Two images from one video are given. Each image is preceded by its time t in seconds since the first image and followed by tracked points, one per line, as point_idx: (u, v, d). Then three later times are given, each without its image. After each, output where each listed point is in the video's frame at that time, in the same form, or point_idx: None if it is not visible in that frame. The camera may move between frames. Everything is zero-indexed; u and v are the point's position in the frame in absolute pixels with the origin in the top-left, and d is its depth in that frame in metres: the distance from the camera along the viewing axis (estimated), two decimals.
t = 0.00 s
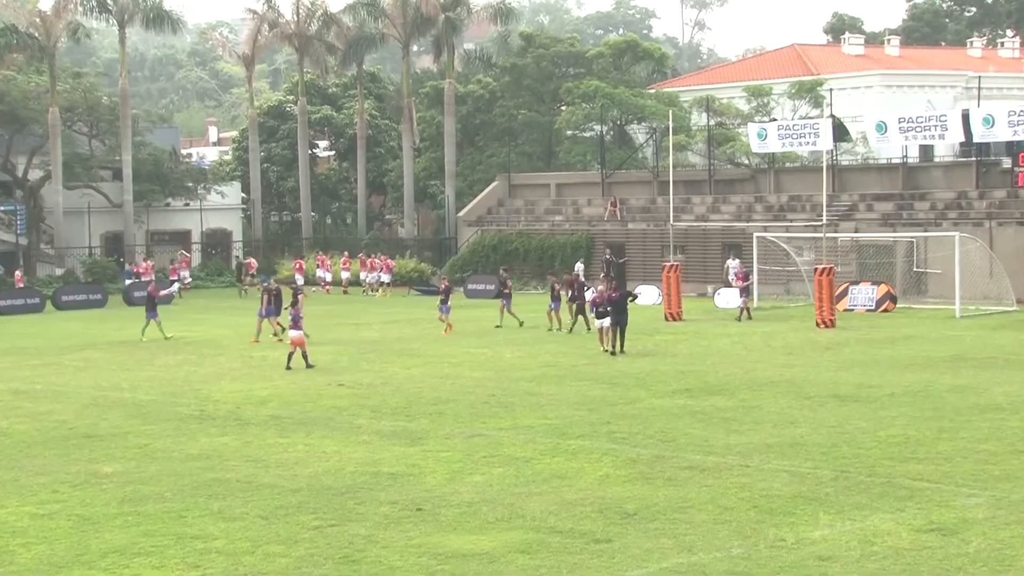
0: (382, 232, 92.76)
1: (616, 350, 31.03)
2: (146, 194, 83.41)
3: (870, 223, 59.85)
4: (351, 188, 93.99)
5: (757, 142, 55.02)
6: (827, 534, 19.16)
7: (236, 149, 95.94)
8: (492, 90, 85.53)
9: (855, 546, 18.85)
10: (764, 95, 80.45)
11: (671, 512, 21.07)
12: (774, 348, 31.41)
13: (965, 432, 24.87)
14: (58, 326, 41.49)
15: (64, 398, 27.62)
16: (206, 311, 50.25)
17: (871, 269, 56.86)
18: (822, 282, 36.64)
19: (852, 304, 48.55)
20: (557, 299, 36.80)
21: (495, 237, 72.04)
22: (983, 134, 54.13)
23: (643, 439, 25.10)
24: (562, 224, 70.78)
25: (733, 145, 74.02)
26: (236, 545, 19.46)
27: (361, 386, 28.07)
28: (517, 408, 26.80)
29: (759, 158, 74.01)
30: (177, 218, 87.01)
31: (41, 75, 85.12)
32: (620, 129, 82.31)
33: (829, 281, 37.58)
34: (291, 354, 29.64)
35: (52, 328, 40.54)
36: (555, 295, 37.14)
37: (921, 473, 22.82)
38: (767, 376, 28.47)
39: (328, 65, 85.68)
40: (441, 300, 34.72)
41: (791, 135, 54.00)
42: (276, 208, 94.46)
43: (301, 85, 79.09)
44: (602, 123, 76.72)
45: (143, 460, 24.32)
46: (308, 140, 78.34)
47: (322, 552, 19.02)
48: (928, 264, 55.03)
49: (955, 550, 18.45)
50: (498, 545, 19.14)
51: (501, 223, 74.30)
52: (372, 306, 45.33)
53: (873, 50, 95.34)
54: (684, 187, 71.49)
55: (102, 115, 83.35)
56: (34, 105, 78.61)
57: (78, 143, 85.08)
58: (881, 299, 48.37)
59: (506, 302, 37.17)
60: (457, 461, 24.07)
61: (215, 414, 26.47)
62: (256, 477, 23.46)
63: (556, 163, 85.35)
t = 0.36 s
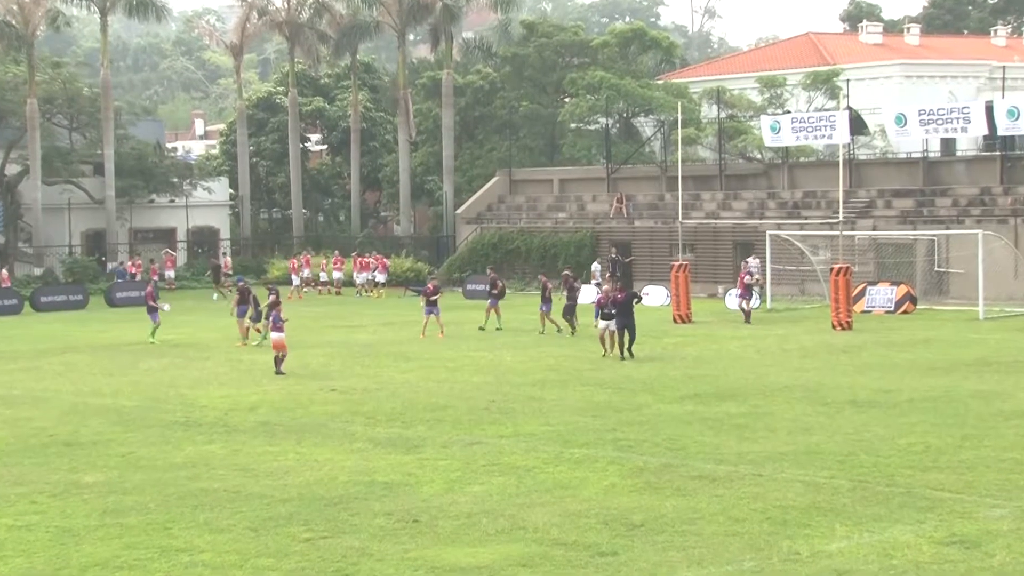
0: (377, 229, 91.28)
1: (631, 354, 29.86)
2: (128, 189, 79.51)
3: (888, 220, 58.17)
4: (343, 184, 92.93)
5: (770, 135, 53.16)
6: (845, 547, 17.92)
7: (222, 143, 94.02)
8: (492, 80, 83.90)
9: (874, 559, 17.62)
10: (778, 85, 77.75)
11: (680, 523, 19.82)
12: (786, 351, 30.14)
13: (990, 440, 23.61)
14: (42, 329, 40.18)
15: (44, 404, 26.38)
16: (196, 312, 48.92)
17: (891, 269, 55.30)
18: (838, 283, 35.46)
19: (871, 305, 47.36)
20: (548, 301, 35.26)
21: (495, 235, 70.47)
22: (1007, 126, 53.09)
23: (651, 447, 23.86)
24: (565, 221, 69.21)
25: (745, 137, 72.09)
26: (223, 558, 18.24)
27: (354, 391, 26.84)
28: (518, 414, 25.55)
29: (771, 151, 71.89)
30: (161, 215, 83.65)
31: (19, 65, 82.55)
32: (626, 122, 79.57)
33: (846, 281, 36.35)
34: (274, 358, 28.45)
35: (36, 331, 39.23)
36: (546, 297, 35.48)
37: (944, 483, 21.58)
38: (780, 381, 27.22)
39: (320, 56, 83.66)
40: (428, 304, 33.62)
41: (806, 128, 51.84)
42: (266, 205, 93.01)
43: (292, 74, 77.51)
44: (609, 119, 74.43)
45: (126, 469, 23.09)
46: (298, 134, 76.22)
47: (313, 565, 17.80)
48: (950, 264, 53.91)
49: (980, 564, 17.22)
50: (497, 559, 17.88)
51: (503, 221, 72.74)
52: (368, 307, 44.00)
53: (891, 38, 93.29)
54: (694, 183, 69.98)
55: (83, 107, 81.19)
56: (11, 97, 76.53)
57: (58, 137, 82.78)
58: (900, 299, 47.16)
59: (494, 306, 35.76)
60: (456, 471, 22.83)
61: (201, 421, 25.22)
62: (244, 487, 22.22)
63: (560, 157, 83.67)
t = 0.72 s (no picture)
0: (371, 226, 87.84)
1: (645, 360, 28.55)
2: (110, 184, 73.91)
3: (909, 218, 55.13)
4: (336, 180, 87.53)
5: (784, 129, 50.16)
6: (865, 560, 16.69)
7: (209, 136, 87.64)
8: (492, 71, 78.81)
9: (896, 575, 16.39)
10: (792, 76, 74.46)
11: (690, 536, 18.60)
12: (800, 355, 28.86)
13: (1015, 449, 22.37)
14: (25, 332, 38.78)
15: (20, 411, 25.15)
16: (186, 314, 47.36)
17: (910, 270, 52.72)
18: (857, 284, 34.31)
19: (889, 307, 45.63)
20: (537, 302, 33.79)
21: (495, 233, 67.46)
22: None
23: (661, 456, 22.61)
24: (568, 218, 66.17)
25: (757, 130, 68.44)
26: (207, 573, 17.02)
27: (347, 396, 25.60)
28: (519, 421, 24.31)
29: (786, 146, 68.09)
30: (144, 211, 77.90)
31: None
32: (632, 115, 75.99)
33: (864, 281, 35.03)
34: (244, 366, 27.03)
35: (17, 334, 37.80)
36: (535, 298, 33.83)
37: (967, 494, 20.35)
38: (795, 386, 25.97)
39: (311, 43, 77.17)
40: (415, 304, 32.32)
41: (822, 119, 48.88)
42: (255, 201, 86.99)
43: (281, 65, 72.66)
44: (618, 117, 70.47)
45: (108, 479, 21.88)
46: (289, 127, 71.72)
47: None
48: (973, 262, 51.69)
49: None
50: None
51: (503, 217, 69.42)
52: (364, 309, 42.53)
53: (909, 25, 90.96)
54: (703, 177, 66.96)
55: (62, 98, 76.57)
56: None
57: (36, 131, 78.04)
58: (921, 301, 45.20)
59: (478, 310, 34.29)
60: (454, 481, 21.61)
61: (187, 428, 24.01)
62: (231, 497, 21.01)
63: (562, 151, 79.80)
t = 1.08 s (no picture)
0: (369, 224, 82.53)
1: (658, 364, 26.93)
2: (94, 179, 67.45)
3: (936, 213, 52.20)
4: (333, 174, 80.60)
5: (803, 120, 47.08)
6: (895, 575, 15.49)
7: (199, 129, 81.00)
8: (496, 60, 74.42)
9: None
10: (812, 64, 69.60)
11: (704, 549, 17.40)
12: (818, 358, 27.62)
13: None
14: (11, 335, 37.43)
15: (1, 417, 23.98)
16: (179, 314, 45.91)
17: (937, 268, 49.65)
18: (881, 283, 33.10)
19: (914, 307, 43.15)
20: (529, 302, 32.62)
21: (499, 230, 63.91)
22: None
23: (674, 465, 21.42)
24: (576, 213, 62.59)
25: (776, 122, 64.68)
26: None
27: (344, 401, 24.42)
28: (524, 428, 23.09)
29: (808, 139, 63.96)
30: (129, 208, 70.66)
31: None
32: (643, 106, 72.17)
33: (888, 281, 33.70)
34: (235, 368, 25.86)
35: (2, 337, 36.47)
36: (526, 298, 32.62)
37: (997, 505, 19.14)
38: (814, 391, 24.74)
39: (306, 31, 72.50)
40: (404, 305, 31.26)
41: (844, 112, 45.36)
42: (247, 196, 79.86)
43: (275, 54, 67.98)
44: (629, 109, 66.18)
45: (92, 489, 20.69)
46: (282, 120, 68.35)
47: None
48: (1003, 260, 48.01)
49: None
50: None
51: (507, 213, 65.75)
52: (364, 311, 41.15)
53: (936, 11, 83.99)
54: (718, 172, 63.33)
55: (45, 88, 69.39)
56: None
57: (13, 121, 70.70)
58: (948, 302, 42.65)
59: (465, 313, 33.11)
60: (455, 490, 20.43)
61: (175, 436, 22.84)
62: (221, 508, 19.84)
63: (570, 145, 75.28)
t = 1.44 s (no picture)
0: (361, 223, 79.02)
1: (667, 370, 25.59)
2: (73, 174, 64.53)
3: (958, 210, 50.33)
4: (323, 169, 77.42)
5: (819, 111, 46.02)
6: None
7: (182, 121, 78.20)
8: (496, 49, 72.56)
9: None
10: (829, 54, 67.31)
11: (715, 563, 16.27)
12: (833, 363, 26.45)
13: None
14: None
15: None
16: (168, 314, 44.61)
17: (959, 268, 47.21)
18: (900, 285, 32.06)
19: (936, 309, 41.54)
20: (516, 304, 31.49)
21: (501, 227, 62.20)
22: None
23: (684, 475, 20.26)
24: (580, 211, 61.23)
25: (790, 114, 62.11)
26: None
27: (336, 408, 23.27)
28: (525, 436, 21.92)
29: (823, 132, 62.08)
30: (109, 204, 68.24)
31: None
32: (649, 97, 69.75)
33: (910, 282, 32.48)
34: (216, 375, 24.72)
35: None
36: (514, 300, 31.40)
37: None
38: (831, 397, 23.57)
39: (297, 19, 69.25)
40: (394, 305, 30.10)
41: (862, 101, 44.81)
42: (234, 192, 76.76)
43: (262, 41, 65.79)
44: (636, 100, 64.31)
45: (69, 500, 19.54)
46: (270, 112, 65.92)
47: None
48: None
49: None
50: None
51: (509, 210, 64.29)
52: (358, 313, 39.90)
53: None
54: (729, 166, 61.86)
55: (19, 78, 66.05)
56: None
57: None
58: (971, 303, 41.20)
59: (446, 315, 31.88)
60: (453, 502, 19.28)
61: (158, 444, 21.70)
62: (207, 520, 18.70)
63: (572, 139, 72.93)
